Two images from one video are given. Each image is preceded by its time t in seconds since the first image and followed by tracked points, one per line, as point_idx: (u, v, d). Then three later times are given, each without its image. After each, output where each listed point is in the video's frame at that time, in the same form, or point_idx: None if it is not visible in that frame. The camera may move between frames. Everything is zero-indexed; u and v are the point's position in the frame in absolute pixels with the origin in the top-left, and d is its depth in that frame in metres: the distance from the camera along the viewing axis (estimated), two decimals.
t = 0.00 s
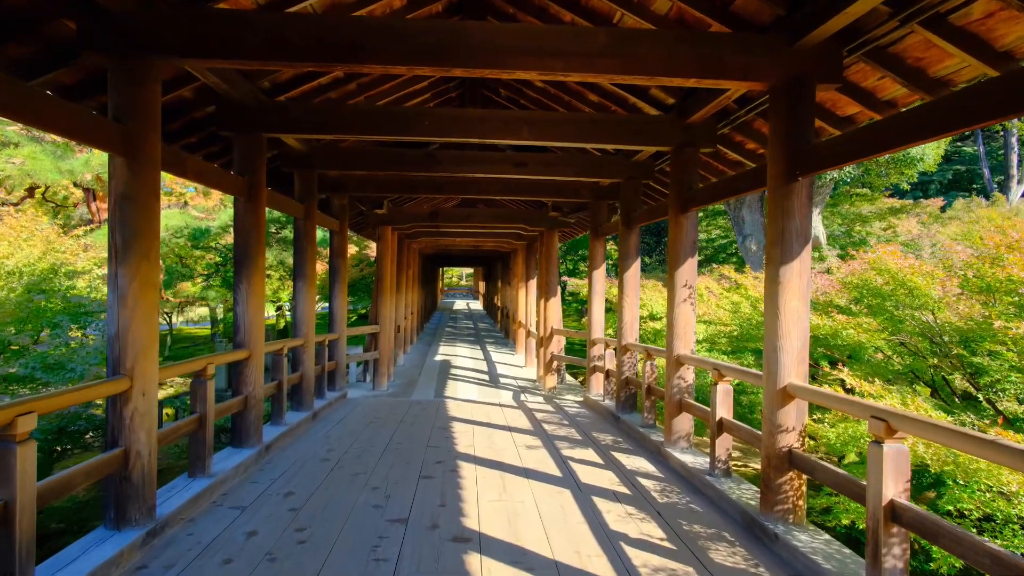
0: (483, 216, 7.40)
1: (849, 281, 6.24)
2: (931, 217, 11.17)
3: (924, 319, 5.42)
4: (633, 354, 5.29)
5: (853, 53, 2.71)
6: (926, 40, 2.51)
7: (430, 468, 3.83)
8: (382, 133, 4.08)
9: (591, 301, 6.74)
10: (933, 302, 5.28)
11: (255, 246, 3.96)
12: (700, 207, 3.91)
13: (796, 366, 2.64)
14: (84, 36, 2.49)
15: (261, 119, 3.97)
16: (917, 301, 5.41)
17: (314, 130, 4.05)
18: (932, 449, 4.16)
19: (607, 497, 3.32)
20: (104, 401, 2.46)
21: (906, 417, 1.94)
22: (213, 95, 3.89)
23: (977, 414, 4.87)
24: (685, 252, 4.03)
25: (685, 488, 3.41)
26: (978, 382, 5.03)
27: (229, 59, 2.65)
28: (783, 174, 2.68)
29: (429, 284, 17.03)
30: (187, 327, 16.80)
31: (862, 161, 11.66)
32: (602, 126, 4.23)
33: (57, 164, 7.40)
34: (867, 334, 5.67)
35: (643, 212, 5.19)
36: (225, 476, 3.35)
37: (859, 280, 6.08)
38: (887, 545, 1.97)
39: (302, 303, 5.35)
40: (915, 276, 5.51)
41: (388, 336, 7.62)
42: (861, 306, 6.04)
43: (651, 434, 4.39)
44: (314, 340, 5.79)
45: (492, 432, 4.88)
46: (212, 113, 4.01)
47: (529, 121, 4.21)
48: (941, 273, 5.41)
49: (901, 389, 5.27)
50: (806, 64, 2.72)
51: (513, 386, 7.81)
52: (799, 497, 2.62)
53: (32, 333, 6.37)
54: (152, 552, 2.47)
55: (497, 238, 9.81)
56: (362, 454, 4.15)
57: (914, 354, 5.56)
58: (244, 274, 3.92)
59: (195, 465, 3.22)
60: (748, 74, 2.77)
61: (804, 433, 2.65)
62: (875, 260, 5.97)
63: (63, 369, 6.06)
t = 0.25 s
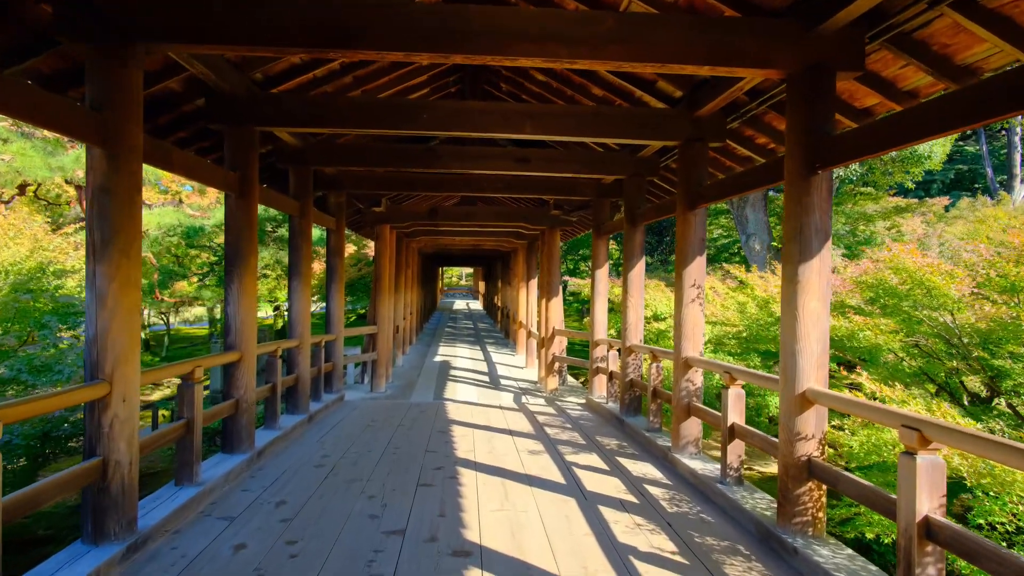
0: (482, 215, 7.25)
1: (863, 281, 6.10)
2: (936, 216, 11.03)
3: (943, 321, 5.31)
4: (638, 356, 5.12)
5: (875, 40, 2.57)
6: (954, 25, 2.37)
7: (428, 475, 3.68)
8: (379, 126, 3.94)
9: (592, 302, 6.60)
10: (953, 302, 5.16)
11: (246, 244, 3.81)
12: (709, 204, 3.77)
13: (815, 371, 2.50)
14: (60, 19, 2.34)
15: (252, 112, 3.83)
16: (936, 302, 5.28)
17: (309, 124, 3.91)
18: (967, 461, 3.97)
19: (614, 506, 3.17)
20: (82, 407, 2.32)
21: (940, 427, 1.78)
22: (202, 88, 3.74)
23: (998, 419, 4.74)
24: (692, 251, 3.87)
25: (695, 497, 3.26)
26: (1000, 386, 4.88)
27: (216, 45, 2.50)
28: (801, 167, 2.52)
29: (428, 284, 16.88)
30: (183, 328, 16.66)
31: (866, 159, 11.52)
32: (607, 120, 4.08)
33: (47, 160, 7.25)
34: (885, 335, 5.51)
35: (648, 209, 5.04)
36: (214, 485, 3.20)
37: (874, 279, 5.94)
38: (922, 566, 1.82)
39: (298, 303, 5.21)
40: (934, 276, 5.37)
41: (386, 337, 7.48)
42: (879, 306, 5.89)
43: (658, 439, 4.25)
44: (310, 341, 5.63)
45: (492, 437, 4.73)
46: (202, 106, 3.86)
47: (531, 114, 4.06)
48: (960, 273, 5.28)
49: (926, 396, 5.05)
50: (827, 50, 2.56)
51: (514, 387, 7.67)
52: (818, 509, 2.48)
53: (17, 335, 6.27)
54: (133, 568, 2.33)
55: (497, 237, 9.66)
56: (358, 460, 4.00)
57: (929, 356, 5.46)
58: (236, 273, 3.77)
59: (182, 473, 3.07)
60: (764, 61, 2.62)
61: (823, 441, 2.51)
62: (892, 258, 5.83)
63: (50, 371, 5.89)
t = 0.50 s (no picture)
0: (483, 214, 7.11)
1: (881, 282, 6.09)
2: (943, 215, 10.89)
3: (967, 324, 5.19)
4: (645, 359, 5.00)
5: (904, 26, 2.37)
6: (992, 9, 2.14)
7: (428, 484, 3.53)
8: (377, 121, 3.79)
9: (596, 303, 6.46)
10: (976, 304, 5.04)
11: (239, 244, 3.66)
12: (721, 202, 3.62)
13: (842, 379, 2.34)
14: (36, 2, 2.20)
15: (246, 106, 3.68)
16: (959, 303, 5.16)
17: (304, 118, 3.76)
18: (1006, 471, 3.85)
19: (624, 518, 3.02)
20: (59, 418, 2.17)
21: (987, 443, 1.62)
22: (193, 80, 3.60)
23: None
24: (704, 250, 3.74)
25: (708, 510, 3.11)
26: None
27: (203, 31, 2.36)
28: (825, 162, 2.37)
29: (427, 284, 16.74)
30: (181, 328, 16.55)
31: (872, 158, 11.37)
32: (613, 114, 3.93)
33: (36, 158, 7.15)
34: (906, 338, 5.38)
35: (655, 208, 4.89)
36: (203, 496, 3.04)
37: (895, 281, 5.81)
38: None
39: (294, 305, 5.06)
40: (957, 276, 5.25)
41: (385, 338, 7.33)
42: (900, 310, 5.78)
43: (666, 445, 4.11)
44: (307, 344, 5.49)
45: (495, 443, 4.58)
46: (193, 100, 3.71)
47: (534, 108, 3.91)
48: (984, 273, 5.16)
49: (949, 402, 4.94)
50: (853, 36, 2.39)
51: (516, 390, 7.53)
52: (844, 526, 2.33)
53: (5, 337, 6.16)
54: None
55: (499, 237, 9.51)
56: (356, 468, 3.85)
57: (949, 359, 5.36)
58: (228, 274, 3.62)
59: (170, 485, 2.92)
60: (784, 49, 2.47)
61: (849, 453, 2.35)
62: (912, 259, 5.70)
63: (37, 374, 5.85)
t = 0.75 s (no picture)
0: (485, 212, 6.96)
1: (899, 283, 5.99)
2: (951, 214, 10.73)
3: (992, 326, 5.10)
4: (651, 361, 4.85)
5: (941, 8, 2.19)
6: None
7: (428, 494, 3.37)
8: (375, 115, 3.65)
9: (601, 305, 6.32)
10: (1003, 306, 4.94)
11: (231, 243, 3.52)
12: (733, 199, 3.47)
13: (870, 386, 2.18)
14: None
15: (239, 100, 3.54)
16: (984, 305, 5.06)
17: (298, 112, 3.61)
18: None
19: (634, 531, 2.87)
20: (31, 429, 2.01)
21: None
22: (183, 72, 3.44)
23: None
24: (715, 250, 3.57)
25: (723, 522, 2.97)
26: None
27: (186, 15, 2.20)
28: (852, 154, 2.21)
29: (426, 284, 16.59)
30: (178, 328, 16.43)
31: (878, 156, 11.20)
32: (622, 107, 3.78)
33: (26, 155, 7.03)
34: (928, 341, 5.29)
35: (662, 206, 4.74)
36: (191, 508, 2.89)
37: (915, 282, 5.72)
38: None
39: (289, 305, 4.90)
40: (981, 277, 5.14)
41: (384, 339, 7.18)
42: (920, 311, 5.68)
43: (676, 452, 3.95)
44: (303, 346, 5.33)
45: (497, 449, 4.43)
46: (183, 92, 3.55)
47: (539, 101, 3.76)
48: (1009, 273, 5.06)
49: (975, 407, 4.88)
50: (884, 19, 2.22)
51: (518, 392, 7.39)
52: (873, 543, 2.18)
53: None
54: None
55: (499, 236, 9.36)
56: (352, 476, 3.70)
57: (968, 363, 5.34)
58: (219, 274, 3.47)
59: (155, 497, 2.76)
60: (809, 34, 2.31)
61: (878, 466, 2.20)
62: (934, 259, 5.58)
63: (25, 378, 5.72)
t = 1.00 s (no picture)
0: (485, 210, 6.80)
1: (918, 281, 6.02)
2: (958, 214, 10.57)
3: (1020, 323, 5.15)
4: (657, 362, 4.70)
5: None
6: None
7: (426, 502, 3.22)
8: (371, 105, 3.49)
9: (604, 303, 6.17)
10: None
11: (220, 238, 3.34)
12: (746, 193, 3.32)
13: (901, 391, 2.02)
14: None
15: (229, 88, 3.39)
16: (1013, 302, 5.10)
17: (291, 102, 3.46)
18: None
19: (644, 543, 2.71)
20: None
21: None
22: (169, 59, 3.29)
23: None
24: (727, 246, 3.41)
25: (737, 533, 2.81)
26: None
27: None
28: (882, 140, 2.05)
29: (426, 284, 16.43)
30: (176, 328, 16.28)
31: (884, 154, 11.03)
32: (629, 97, 3.62)
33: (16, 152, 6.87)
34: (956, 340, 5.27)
35: (669, 201, 4.59)
36: (175, 518, 2.74)
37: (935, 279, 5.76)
38: None
39: (284, 305, 4.74)
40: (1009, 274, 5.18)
41: (382, 339, 7.02)
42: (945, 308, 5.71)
43: (685, 457, 3.80)
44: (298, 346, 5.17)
45: (498, 453, 4.28)
46: (170, 81, 3.40)
47: (542, 91, 3.60)
48: None
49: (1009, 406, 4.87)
50: None
51: (519, 393, 7.23)
52: (905, 560, 2.02)
53: None
54: None
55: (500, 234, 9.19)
56: (347, 482, 3.54)
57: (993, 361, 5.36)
58: (207, 270, 3.30)
59: (137, 506, 2.61)
60: (833, 11, 2.15)
61: (910, 477, 2.03)
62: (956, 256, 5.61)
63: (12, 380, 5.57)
